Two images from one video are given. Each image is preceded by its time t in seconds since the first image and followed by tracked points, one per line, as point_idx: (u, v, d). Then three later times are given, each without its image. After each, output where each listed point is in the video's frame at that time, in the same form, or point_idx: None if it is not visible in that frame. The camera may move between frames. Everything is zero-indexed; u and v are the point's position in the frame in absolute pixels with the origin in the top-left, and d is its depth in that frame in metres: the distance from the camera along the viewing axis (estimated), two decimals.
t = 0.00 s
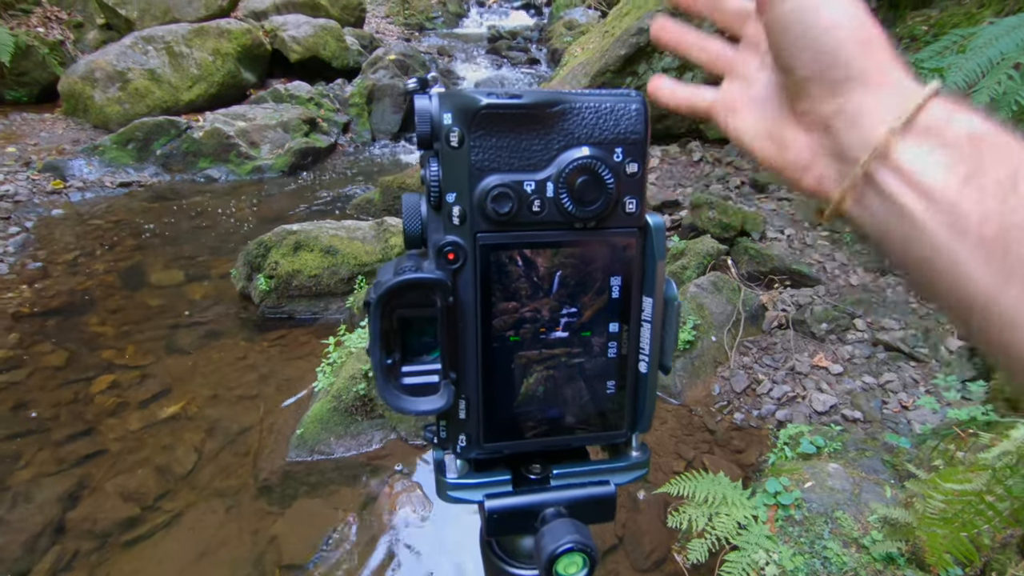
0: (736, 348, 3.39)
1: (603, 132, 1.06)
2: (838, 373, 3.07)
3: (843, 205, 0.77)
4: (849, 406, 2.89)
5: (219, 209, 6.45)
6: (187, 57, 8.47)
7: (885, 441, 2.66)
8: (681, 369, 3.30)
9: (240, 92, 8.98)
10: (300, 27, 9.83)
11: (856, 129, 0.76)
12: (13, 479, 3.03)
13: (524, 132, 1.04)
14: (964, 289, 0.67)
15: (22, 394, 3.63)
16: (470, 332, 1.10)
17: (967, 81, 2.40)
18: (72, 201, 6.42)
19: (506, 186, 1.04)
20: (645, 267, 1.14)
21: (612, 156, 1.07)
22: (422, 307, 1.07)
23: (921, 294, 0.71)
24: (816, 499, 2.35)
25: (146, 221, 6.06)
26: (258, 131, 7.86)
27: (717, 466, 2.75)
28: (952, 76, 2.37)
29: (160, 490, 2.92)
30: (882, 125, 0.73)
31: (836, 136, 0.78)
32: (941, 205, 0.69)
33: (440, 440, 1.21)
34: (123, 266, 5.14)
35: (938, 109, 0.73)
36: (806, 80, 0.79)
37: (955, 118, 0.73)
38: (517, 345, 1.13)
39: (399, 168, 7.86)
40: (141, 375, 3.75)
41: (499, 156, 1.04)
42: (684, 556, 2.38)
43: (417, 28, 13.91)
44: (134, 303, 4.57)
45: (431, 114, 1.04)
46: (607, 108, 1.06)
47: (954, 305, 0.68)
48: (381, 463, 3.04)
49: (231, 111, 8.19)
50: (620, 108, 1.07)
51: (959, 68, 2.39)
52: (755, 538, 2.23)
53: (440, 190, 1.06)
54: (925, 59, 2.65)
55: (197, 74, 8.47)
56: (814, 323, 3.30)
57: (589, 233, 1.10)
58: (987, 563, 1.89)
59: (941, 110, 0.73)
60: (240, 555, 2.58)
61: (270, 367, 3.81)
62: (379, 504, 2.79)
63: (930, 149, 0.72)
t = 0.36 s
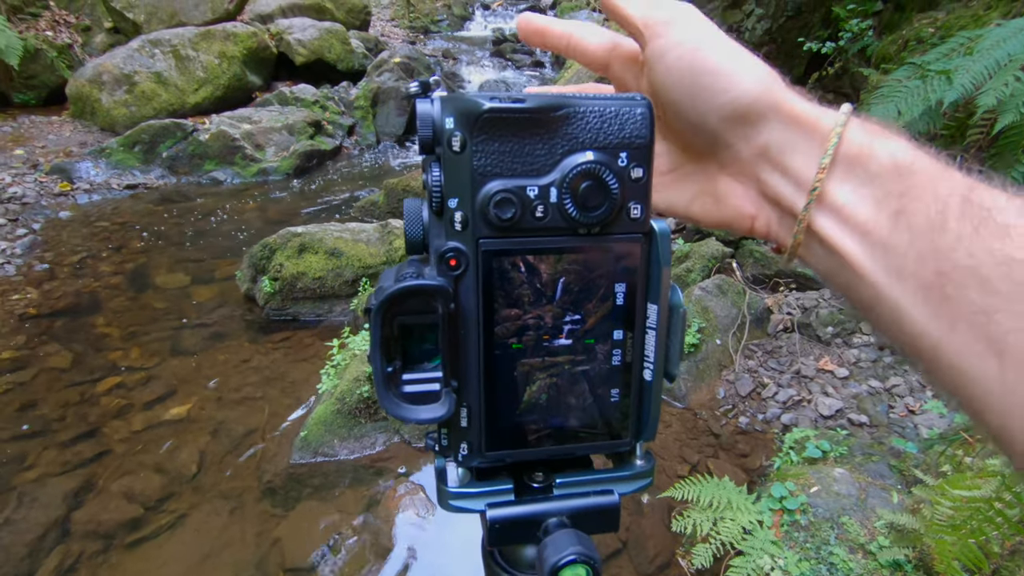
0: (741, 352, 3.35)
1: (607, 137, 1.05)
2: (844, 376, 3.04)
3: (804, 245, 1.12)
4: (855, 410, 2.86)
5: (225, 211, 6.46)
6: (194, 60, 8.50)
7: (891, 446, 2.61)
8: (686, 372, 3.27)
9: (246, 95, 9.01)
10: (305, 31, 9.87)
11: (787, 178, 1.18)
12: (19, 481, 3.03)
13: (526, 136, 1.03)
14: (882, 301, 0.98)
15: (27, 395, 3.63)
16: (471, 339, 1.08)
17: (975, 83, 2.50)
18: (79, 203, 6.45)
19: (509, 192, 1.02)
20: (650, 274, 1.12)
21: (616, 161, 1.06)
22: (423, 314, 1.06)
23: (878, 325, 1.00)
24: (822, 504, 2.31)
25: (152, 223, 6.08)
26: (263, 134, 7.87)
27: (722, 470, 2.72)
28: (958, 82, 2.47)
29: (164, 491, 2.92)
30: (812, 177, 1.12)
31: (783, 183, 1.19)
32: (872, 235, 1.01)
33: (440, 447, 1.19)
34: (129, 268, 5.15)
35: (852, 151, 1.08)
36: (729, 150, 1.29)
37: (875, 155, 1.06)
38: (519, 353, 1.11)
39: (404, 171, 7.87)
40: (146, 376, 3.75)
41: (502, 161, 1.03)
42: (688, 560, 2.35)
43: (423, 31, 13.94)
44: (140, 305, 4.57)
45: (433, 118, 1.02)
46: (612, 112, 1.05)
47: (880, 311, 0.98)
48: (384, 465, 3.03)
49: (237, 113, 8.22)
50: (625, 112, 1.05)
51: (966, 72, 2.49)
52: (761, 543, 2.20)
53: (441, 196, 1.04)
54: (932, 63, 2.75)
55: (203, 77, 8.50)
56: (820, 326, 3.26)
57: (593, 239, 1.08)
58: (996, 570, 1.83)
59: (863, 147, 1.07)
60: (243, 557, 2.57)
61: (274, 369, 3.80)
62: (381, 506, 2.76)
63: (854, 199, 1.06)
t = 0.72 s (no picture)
0: (743, 354, 3.28)
1: (624, 152, 1.02)
2: (847, 380, 3.02)
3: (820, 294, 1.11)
4: (858, 413, 2.84)
5: (226, 212, 6.45)
6: (196, 60, 8.50)
7: (894, 451, 2.58)
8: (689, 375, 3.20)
9: (249, 95, 9.00)
10: (308, 32, 9.86)
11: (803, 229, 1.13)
12: (19, 482, 3.00)
13: (541, 152, 1.00)
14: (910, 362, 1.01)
15: (28, 396, 3.61)
16: (484, 358, 1.06)
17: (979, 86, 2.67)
18: (81, 203, 6.44)
19: (523, 209, 1.00)
20: (666, 292, 1.10)
21: (632, 176, 1.03)
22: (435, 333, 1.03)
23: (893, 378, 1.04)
24: (826, 509, 2.29)
25: (154, 224, 6.07)
26: (266, 135, 7.87)
27: (725, 473, 2.71)
28: (961, 85, 2.70)
29: (165, 493, 2.90)
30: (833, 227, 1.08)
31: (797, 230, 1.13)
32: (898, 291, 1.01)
33: (450, 467, 1.17)
34: (131, 268, 5.13)
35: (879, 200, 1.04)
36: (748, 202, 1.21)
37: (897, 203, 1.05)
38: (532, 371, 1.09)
39: (406, 172, 7.86)
40: (148, 377, 3.74)
41: (516, 177, 1.00)
42: (691, 565, 2.33)
43: (425, 33, 13.95)
44: (142, 306, 4.56)
45: (446, 133, 1.00)
46: (628, 127, 1.03)
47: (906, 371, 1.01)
48: (386, 467, 3.01)
49: (239, 114, 8.22)
50: (641, 127, 1.03)
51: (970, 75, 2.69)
52: (764, 548, 2.17)
53: (454, 212, 1.02)
54: (935, 66, 3.03)
55: (205, 78, 8.49)
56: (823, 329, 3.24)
57: (608, 256, 1.06)
58: None
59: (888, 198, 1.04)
60: (245, 559, 2.55)
61: (276, 371, 3.79)
62: (383, 510, 2.76)
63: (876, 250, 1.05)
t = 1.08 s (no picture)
0: (741, 356, 3.24)
1: (612, 140, 0.98)
2: (845, 382, 2.98)
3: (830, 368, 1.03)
4: (856, 415, 2.80)
5: (224, 212, 6.41)
6: (194, 60, 8.46)
7: (892, 452, 2.54)
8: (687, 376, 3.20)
9: (247, 96, 8.96)
10: (307, 32, 9.82)
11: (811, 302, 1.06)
12: (13, 482, 2.95)
13: (525, 140, 0.96)
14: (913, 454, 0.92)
15: (23, 395, 3.56)
16: (466, 354, 1.02)
17: (978, 87, 2.81)
18: (79, 203, 6.39)
19: (506, 198, 0.96)
20: (655, 287, 1.06)
21: (621, 166, 0.99)
22: (414, 328, 0.99)
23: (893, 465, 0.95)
24: (823, 510, 2.24)
25: (151, 224, 6.02)
26: (264, 135, 7.83)
27: (722, 475, 2.68)
28: (959, 87, 2.81)
29: (161, 493, 2.85)
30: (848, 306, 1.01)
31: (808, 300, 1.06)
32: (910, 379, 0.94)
33: (432, 467, 1.12)
34: (127, 269, 5.08)
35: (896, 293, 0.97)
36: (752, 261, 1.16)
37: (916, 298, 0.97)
38: (517, 368, 1.06)
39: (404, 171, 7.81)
40: (144, 377, 3.69)
41: (499, 165, 0.96)
42: (689, 566, 2.29)
43: (424, 33, 13.90)
44: (138, 306, 4.51)
45: (426, 120, 0.97)
46: (616, 114, 0.99)
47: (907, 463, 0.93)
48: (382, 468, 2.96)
49: (237, 114, 8.17)
50: (631, 115, 0.99)
51: (967, 76, 2.81)
52: (761, 550, 2.13)
53: (435, 202, 0.98)
54: (934, 67, 3.07)
55: (204, 78, 8.45)
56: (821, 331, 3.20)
57: (595, 249, 1.02)
58: None
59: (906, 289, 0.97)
60: (240, 560, 2.51)
61: (272, 372, 3.73)
62: (379, 511, 2.72)
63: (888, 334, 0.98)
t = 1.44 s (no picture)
0: (732, 346, 3.24)
1: (529, 61, 1.00)
2: (834, 371, 2.98)
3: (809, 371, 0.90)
4: (845, 403, 2.80)
5: (215, 207, 6.38)
6: (185, 56, 8.40)
7: (879, 437, 2.54)
8: (676, 367, 3.15)
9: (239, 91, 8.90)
10: (298, 27, 9.72)
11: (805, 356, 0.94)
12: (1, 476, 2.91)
13: (442, 59, 0.98)
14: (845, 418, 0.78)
15: (13, 390, 3.52)
16: (389, 274, 1.04)
17: (965, 77, 2.85)
18: (69, 199, 6.36)
19: (424, 116, 0.97)
20: (580, 213, 1.08)
21: (540, 87, 1.01)
22: (336, 247, 1.01)
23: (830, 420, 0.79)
24: (810, 496, 2.23)
25: (142, 220, 5.99)
26: (255, 130, 7.78)
27: (711, 462, 2.65)
28: (947, 77, 2.85)
29: (151, 486, 2.82)
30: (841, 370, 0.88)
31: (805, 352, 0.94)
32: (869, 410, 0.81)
33: (367, 396, 1.14)
34: (118, 264, 5.04)
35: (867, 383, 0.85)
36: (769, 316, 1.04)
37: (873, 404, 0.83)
38: (443, 291, 1.08)
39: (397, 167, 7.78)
40: (135, 371, 3.64)
41: (416, 85, 0.98)
42: (677, 553, 2.27)
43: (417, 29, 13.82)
44: (128, 300, 4.47)
45: (344, 42, 0.98)
46: (533, 35, 1.00)
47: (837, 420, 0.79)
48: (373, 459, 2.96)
49: (229, 110, 8.13)
50: (548, 36, 1.01)
51: (956, 67, 2.84)
52: (749, 534, 2.11)
53: (355, 123, 1.00)
54: (922, 58, 3.11)
55: (195, 74, 8.40)
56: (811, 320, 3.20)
57: (517, 171, 1.03)
58: (981, 560, 1.75)
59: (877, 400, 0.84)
60: (231, 553, 2.49)
61: (263, 363, 3.69)
62: (371, 501, 2.70)
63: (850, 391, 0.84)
